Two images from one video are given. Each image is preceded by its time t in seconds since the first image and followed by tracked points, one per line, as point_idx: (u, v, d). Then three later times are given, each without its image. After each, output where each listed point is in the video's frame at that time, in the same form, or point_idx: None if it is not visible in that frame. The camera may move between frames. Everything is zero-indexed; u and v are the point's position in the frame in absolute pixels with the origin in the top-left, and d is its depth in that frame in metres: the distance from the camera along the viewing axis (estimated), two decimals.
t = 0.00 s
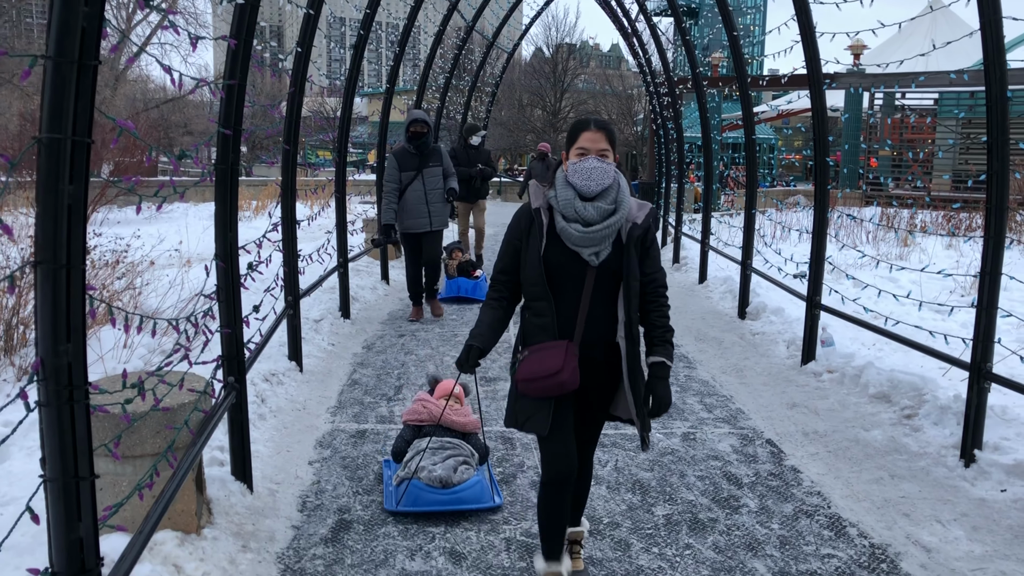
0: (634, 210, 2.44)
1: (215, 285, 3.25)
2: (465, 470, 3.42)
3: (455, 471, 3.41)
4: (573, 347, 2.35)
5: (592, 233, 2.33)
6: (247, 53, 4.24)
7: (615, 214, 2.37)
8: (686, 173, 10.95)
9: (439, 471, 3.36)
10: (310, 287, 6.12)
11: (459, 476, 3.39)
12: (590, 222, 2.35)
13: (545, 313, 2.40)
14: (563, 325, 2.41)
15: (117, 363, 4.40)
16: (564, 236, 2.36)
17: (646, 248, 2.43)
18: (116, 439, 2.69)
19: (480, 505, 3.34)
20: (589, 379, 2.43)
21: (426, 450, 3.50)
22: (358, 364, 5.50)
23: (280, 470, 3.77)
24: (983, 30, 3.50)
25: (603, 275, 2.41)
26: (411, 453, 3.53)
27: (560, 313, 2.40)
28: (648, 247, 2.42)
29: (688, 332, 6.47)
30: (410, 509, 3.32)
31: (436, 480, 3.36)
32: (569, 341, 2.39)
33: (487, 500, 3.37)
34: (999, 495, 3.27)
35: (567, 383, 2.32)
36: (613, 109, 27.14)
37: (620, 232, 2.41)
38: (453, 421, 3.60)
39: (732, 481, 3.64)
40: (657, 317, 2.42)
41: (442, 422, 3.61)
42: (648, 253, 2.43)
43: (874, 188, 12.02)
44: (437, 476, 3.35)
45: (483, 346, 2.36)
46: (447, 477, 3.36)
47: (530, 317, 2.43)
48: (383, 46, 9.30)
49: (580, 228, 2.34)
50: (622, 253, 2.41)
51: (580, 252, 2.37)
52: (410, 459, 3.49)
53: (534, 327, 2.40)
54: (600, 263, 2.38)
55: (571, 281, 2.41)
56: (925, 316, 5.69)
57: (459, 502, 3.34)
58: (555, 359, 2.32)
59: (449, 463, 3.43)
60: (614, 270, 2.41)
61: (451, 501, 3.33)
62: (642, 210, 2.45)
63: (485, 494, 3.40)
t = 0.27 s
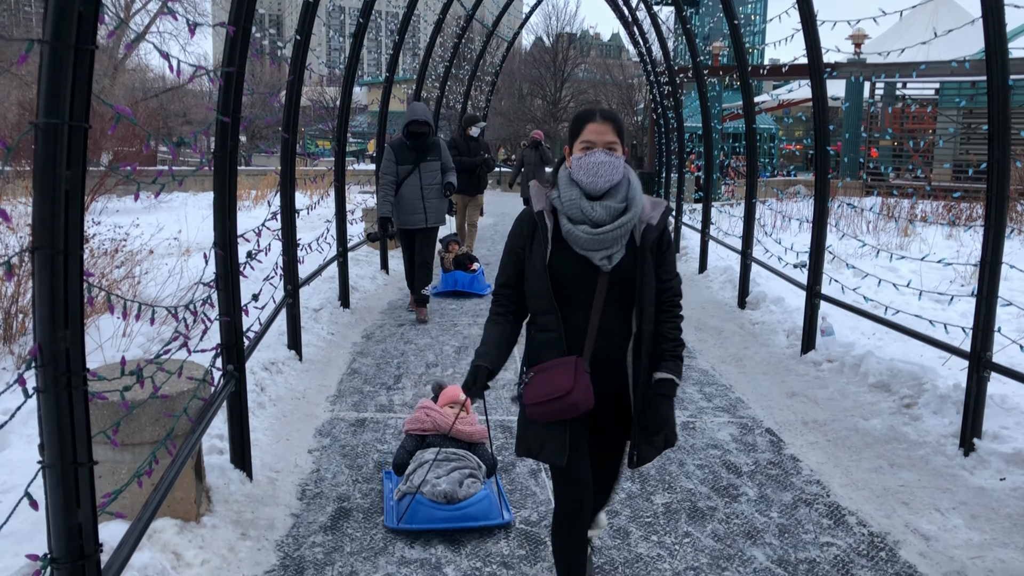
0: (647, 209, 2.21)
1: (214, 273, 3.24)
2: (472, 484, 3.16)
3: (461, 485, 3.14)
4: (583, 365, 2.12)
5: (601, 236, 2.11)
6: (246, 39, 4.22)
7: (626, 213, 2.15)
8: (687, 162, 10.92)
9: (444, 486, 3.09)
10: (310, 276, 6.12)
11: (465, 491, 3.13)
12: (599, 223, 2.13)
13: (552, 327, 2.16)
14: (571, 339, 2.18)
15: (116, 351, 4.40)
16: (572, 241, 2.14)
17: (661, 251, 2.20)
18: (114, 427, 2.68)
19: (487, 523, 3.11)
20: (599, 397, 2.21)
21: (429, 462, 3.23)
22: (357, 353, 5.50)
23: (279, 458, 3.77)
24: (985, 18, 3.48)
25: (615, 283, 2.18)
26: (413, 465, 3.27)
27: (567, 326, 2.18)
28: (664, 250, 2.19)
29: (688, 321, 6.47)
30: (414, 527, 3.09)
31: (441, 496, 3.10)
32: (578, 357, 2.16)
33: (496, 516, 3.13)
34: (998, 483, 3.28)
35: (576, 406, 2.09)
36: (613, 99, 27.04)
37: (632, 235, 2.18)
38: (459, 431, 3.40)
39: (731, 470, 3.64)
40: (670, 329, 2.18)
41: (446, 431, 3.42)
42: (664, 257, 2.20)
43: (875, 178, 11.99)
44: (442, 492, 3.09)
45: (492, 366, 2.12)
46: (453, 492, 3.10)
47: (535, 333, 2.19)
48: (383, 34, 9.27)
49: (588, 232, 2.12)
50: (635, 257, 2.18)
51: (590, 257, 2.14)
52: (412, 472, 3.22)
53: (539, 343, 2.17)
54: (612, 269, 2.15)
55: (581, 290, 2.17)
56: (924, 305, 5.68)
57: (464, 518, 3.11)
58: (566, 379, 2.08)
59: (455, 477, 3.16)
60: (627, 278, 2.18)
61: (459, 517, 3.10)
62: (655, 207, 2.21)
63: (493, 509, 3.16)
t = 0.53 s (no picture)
0: (674, 189, 2.03)
1: (214, 252, 3.23)
2: (482, 491, 2.98)
3: (470, 493, 2.98)
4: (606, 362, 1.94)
5: (629, 220, 1.92)
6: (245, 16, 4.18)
7: (654, 194, 1.98)
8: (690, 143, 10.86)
9: (452, 493, 2.93)
10: (312, 256, 6.12)
11: (475, 498, 2.96)
12: (624, 206, 1.95)
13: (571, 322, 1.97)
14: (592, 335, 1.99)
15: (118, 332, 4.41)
16: (595, 226, 1.95)
17: (689, 236, 2.03)
18: (116, 406, 2.69)
19: (499, 533, 2.90)
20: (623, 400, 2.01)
21: (437, 468, 3.06)
22: (359, 334, 5.50)
23: (282, 437, 3.79)
24: None
25: (640, 273, 1.99)
26: (420, 470, 3.09)
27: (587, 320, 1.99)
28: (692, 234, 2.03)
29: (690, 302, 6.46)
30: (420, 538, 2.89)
31: (450, 503, 2.93)
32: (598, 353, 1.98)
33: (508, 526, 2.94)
34: (999, 462, 3.28)
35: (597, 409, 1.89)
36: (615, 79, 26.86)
37: (659, 218, 2.00)
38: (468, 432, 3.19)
39: (732, 449, 3.64)
40: (700, 316, 2.05)
41: (453, 431, 3.22)
42: (691, 242, 2.04)
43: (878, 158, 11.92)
44: (451, 499, 2.92)
45: (509, 369, 1.93)
46: (462, 499, 2.93)
47: (552, 329, 1.99)
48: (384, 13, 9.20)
49: (614, 216, 1.93)
50: (664, 242, 2.00)
51: (615, 244, 1.95)
52: (418, 477, 3.04)
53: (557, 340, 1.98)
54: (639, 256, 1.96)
55: (601, 280, 1.98)
56: (927, 285, 5.66)
57: (475, 528, 2.91)
58: (586, 380, 1.89)
59: (464, 483, 2.99)
60: (653, 267, 1.99)
61: (469, 527, 2.90)
62: (684, 186, 2.04)
63: (506, 518, 2.96)
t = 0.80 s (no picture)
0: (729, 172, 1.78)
1: (217, 213, 3.23)
2: (494, 481, 2.80)
3: (481, 482, 2.79)
4: (637, 373, 1.78)
5: (674, 211, 1.70)
6: None
7: (702, 180, 1.74)
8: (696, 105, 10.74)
9: (461, 483, 2.74)
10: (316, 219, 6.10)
11: (485, 489, 2.77)
12: (668, 194, 1.72)
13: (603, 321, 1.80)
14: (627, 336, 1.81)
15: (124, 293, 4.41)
16: (633, 216, 1.74)
17: (744, 230, 1.78)
18: (121, 364, 2.69)
19: (511, 526, 2.73)
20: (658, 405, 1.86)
21: (445, 456, 2.88)
22: (364, 296, 5.50)
23: (288, 398, 3.81)
24: None
25: (682, 270, 1.79)
26: (427, 458, 2.91)
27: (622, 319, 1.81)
28: (747, 228, 1.78)
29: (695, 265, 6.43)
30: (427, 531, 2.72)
31: (459, 494, 2.75)
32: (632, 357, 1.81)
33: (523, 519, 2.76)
34: (1003, 423, 3.29)
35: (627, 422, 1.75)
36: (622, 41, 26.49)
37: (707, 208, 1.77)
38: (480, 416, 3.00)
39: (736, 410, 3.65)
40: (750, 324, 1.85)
41: (464, 415, 3.02)
42: (746, 237, 1.79)
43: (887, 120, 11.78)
44: (459, 490, 2.74)
45: (529, 369, 1.78)
46: (471, 490, 2.75)
47: (582, 326, 1.82)
48: None
49: (656, 206, 1.70)
50: (712, 235, 1.78)
51: (655, 236, 1.74)
52: (426, 466, 2.87)
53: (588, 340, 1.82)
54: (681, 252, 1.76)
55: (636, 277, 1.80)
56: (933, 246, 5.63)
57: (486, 522, 2.73)
58: (613, 395, 1.74)
59: (474, 472, 2.81)
60: (697, 264, 1.79)
61: (480, 520, 2.72)
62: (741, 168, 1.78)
63: (519, 510, 2.78)
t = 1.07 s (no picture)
0: (807, 103, 1.56)
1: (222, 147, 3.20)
2: (505, 452, 2.58)
3: (492, 452, 2.57)
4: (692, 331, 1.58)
5: (741, 143, 1.48)
6: None
7: (777, 109, 1.52)
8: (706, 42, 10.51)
9: (472, 456, 2.54)
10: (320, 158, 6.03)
11: (497, 461, 2.56)
12: (736, 123, 1.50)
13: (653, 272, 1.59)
14: (680, 289, 1.61)
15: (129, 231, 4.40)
16: (692, 147, 1.52)
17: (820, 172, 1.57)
18: (128, 295, 2.67)
19: (522, 504, 2.57)
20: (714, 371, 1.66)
21: (455, 420, 2.58)
22: (369, 235, 5.47)
23: (295, 334, 3.82)
24: None
25: (748, 217, 1.58)
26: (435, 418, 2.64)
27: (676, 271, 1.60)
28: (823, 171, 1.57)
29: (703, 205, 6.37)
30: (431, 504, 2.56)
31: (467, 466, 2.55)
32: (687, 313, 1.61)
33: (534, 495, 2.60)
34: (1009, 360, 3.28)
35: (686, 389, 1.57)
36: None
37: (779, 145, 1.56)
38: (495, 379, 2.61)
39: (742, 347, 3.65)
40: (827, 282, 1.63)
41: (477, 377, 2.63)
42: (822, 179, 1.58)
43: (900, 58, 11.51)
44: (469, 462, 2.54)
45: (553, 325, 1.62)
46: (481, 463, 2.55)
47: (628, 276, 1.62)
48: None
49: (720, 135, 1.48)
50: (782, 176, 1.57)
51: (717, 174, 1.53)
52: (433, 430, 2.61)
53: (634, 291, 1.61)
54: (746, 191, 1.54)
55: (693, 220, 1.58)
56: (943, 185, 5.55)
57: (495, 496, 2.56)
58: (665, 353, 1.57)
59: (486, 442, 2.57)
60: (764, 210, 1.58)
61: (488, 495, 2.56)
62: (819, 100, 1.56)
63: (530, 484, 2.61)
